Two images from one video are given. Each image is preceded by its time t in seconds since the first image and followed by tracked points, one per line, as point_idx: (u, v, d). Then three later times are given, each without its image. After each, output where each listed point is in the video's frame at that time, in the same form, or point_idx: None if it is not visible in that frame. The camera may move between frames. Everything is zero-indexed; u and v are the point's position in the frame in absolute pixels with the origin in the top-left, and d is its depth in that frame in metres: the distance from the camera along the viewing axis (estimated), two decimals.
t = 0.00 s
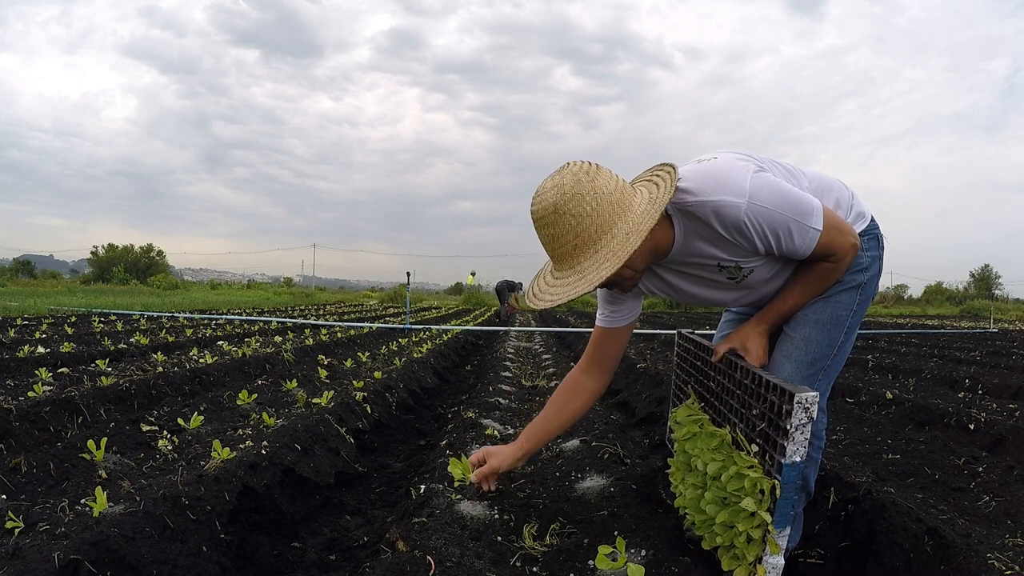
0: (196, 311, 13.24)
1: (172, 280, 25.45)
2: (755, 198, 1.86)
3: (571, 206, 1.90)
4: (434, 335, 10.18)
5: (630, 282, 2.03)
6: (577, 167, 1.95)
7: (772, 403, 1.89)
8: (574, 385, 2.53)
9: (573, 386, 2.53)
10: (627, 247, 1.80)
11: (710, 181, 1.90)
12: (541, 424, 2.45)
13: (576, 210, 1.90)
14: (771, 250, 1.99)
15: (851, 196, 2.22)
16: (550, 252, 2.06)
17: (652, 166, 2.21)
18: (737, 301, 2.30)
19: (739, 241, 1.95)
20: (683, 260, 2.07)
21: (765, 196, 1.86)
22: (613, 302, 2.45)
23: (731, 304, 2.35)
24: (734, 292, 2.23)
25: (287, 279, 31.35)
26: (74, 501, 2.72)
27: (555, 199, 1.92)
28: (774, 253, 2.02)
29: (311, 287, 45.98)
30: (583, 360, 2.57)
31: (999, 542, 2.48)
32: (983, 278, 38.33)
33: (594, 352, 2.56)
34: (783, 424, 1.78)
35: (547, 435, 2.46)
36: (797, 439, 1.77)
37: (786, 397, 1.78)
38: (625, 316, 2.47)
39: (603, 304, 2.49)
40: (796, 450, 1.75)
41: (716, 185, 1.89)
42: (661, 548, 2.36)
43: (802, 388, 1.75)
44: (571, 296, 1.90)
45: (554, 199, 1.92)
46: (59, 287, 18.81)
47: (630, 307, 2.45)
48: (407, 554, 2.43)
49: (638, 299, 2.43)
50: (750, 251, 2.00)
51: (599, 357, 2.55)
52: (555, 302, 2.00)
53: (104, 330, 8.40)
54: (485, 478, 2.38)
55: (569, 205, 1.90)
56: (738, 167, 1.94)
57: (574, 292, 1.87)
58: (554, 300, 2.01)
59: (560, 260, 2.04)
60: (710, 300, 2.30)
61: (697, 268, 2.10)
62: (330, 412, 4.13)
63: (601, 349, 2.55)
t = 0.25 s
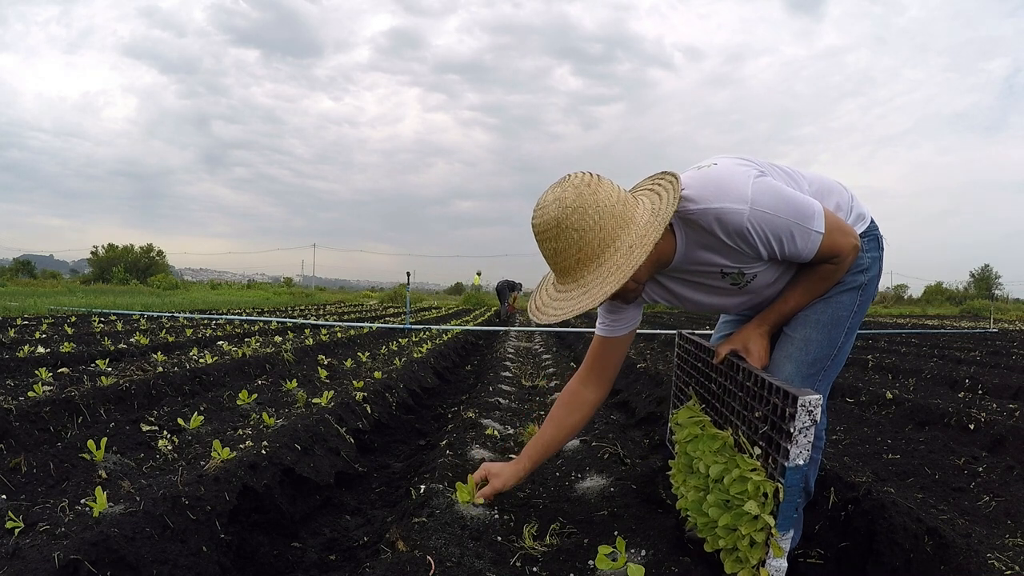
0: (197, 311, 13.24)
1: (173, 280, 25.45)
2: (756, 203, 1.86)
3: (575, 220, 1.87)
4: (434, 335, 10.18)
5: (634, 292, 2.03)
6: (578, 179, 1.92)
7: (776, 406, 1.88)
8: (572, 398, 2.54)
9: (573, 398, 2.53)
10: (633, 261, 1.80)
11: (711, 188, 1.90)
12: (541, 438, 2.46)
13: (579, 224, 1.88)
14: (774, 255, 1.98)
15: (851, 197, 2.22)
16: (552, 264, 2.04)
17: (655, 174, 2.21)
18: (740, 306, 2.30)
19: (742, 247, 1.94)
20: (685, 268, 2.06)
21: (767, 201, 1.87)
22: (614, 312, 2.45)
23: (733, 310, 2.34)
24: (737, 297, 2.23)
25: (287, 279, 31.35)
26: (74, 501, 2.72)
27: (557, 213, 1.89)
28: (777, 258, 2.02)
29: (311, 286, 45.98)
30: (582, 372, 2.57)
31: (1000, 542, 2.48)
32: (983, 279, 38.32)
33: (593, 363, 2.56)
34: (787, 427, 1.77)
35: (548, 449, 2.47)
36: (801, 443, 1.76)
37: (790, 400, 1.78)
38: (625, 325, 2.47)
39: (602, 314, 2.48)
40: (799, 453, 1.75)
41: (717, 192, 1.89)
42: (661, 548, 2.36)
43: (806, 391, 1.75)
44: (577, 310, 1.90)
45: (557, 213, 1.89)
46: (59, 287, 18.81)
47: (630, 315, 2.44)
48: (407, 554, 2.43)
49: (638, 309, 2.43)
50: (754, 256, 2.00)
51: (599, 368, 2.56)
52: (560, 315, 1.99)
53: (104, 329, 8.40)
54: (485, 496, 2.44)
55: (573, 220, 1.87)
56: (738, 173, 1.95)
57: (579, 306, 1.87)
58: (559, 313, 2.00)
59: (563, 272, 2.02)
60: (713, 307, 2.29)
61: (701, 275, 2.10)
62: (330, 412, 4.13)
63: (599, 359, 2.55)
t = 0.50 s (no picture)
0: (196, 311, 13.23)
1: (173, 280, 25.45)
2: (759, 202, 1.86)
3: (577, 220, 1.87)
4: (434, 335, 10.18)
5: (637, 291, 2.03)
6: (580, 178, 1.92)
7: (783, 410, 1.88)
8: (570, 395, 2.53)
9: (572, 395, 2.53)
10: (636, 261, 1.81)
11: (713, 187, 1.90)
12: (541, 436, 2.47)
13: (581, 223, 1.88)
14: (776, 254, 1.98)
15: (851, 196, 2.23)
16: (554, 263, 2.04)
17: (658, 171, 2.21)
18: (742, 305, 2.30)
19: (745, 246, 1.94)
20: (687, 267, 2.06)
21: (769, 200, 1.87)
22: (614, 311, 2.44)
23: (734, 308, 2.34)
24: (739, 296, 2.23)
25: (287, 279, 31.34)
26: (74, 501, 2.71)
27: (559, 213, 1.89)
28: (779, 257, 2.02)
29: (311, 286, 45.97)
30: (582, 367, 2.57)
31: (999, 542, 2.48)
32: (983, 279, 38.31)
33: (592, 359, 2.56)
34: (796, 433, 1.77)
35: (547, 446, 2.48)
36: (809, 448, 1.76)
37: (799, 406, 1.77)
38: (624, 323, 2.47)
39: (603, 312, 2.48)
40: (808, 459, 1.75)
41: (720, 191, 1.89)
42: (661, 548, 2.36)
43: (816, 397, 1.74)
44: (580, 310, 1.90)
45: (558, 213, 1.88)
46: (59, 287, 18.80)
47: (630, 314, 2.44)
48: (407, 554, 2.43)
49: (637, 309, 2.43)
50: (756, 255, 2.00)
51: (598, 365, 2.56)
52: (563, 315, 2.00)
53: (103, 329, 8.40)
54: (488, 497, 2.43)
55: (575, 219, 1.87)
56: (740, 172, 1.95)
57: (582, 306, 1.87)
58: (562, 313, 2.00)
59: (564, 271, 2.02)
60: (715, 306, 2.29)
61: (703, 274, 2.09)
62: (330, 412, 4.13)
63: (598, 356, 2.55)
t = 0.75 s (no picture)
0: (197, 311, 13.24)
1: (173, 280, 25.47)
2: (760, 202, 1.86)
3: (577, 220, 1.87)
4: (434, 335, 10.18)
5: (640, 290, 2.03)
6: (580, 178, 1.92)
7: (784, 411, 1.88)
8: (570, 399, 2.52)
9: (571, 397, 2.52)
10: (636, 261, 1.81)
11: (714, 186, 1.90)
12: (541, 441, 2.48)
13: (582, 223, 1.87)
14: (777, 254, 1.98)
15: (851, 195, 2.23)
16: (554, 263, 2.04)
17: (659, 171, 2.21)
18: (742, 306, 2.29)
19: (745, 245, 1.94)
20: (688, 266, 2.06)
21: (770, 200, 1.87)
22: (615, 311, 2.44)
23: (735, 308, 2.34)
24: (739, 297, 2.22)
25: (287, 279, 31.35)
26: (74, 501, 2.71)
27: (559, 213, 1.88)
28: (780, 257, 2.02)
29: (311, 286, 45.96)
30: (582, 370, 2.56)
31: (1000, 542, 2.48)
32: (983, 279, 38.31)
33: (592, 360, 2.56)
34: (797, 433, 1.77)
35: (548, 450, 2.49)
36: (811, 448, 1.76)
37: (800, 405, 1.77)
38: (625, 324, 2.47)
39: (603, 312, 2.48)
40: (809, 459, 1.75)
41: (721, 190, 1.89)
42: (661, 548, 2.36)
43: (817, 396, 1.74)
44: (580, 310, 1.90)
45: (559, 213, 1.88)
46: (59, 287, 18.80)
47: (630, 315, 2.44)
48: (407, 554, 2.43)
49: (638, 310, 2.43)
50: (757, 255, 2.00)
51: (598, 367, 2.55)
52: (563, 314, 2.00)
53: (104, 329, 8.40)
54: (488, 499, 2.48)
55: (575, 219, 1.87)
56: (741, 171, 1.95)
57: (583, 306, 1.87)
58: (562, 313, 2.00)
59: (564, 271, 2.02)
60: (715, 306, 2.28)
61: (704, 274, 2.09)
62: (330, 412, 4.13)
63: (598, 357, 2.55)
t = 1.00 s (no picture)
0: (196, 311, 13.23)
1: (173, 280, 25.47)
2: (757, 186, 1.87)
3: (580, 208, 1.88)
4: (434, 335, 10.18)
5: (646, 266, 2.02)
6: (568, 169, 1.93)
7: (778, 403, 1.88)
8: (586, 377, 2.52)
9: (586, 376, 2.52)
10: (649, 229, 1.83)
11: (713, 168, 1.91)
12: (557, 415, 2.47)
13: (585, 209, 1.88)
14: (772, 241, 1.98)
15: (852, 193, 2.23)
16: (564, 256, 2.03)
17: (638, 143, 2.21)
18: (737, 295, 2.29)
19: (741, 229, 1.94)
20: (683, 247, 2.05)
21: (768, 185, 1.87)
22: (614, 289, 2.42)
23: (731, 298, 2.33)
24: (734, 285, 2.22)
25: (287, 279, 31.36)
26: (73, 501, 2.71)
27: (559, 206, 1.88)
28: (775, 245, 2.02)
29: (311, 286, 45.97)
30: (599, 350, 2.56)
31: (1000, 542, 2.48)
32: (983, 279, 38.31)
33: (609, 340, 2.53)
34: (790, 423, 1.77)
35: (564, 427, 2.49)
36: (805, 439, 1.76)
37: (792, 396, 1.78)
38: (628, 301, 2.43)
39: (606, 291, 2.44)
40: (804, 449, 1.75)
41: (719, 172, 1.89)
42: (661, 548, 2.36)
43: (809, 387, 1.75)
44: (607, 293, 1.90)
45: (559, 206, 1.88)
46: (59, 287, 18.79)
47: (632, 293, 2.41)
48: (407, 554, 2.43)
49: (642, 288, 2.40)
50: (752, 241, 2.00)
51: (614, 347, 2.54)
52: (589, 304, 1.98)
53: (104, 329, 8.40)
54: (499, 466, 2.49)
55: (577, 207, 1.87)
56: (742, 156, 1.95)
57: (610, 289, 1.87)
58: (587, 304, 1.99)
59: (576, 260, 2.02)
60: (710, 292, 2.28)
61: (699, 256, 2.09)
62: (330, 412, 4.13)
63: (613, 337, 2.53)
